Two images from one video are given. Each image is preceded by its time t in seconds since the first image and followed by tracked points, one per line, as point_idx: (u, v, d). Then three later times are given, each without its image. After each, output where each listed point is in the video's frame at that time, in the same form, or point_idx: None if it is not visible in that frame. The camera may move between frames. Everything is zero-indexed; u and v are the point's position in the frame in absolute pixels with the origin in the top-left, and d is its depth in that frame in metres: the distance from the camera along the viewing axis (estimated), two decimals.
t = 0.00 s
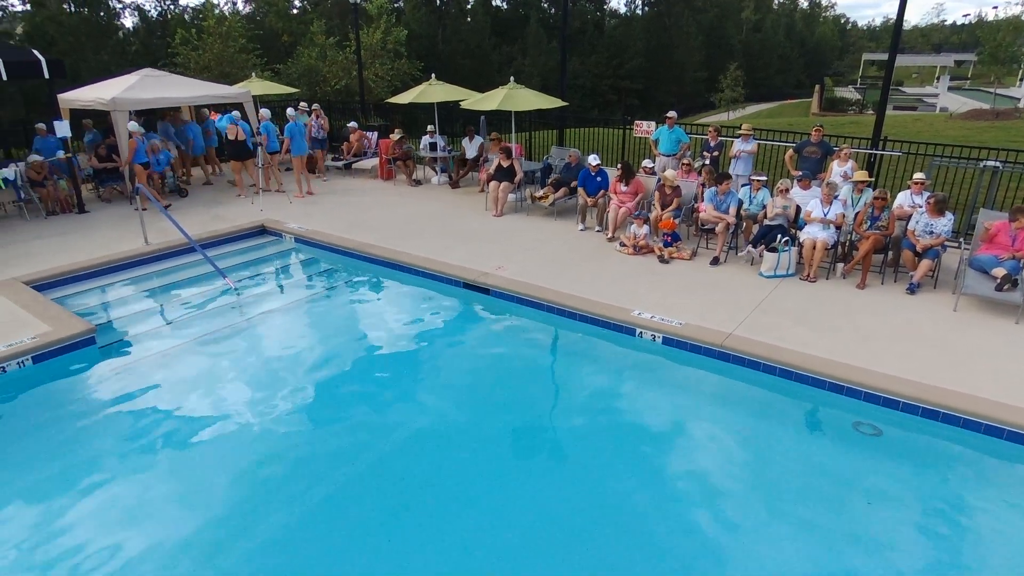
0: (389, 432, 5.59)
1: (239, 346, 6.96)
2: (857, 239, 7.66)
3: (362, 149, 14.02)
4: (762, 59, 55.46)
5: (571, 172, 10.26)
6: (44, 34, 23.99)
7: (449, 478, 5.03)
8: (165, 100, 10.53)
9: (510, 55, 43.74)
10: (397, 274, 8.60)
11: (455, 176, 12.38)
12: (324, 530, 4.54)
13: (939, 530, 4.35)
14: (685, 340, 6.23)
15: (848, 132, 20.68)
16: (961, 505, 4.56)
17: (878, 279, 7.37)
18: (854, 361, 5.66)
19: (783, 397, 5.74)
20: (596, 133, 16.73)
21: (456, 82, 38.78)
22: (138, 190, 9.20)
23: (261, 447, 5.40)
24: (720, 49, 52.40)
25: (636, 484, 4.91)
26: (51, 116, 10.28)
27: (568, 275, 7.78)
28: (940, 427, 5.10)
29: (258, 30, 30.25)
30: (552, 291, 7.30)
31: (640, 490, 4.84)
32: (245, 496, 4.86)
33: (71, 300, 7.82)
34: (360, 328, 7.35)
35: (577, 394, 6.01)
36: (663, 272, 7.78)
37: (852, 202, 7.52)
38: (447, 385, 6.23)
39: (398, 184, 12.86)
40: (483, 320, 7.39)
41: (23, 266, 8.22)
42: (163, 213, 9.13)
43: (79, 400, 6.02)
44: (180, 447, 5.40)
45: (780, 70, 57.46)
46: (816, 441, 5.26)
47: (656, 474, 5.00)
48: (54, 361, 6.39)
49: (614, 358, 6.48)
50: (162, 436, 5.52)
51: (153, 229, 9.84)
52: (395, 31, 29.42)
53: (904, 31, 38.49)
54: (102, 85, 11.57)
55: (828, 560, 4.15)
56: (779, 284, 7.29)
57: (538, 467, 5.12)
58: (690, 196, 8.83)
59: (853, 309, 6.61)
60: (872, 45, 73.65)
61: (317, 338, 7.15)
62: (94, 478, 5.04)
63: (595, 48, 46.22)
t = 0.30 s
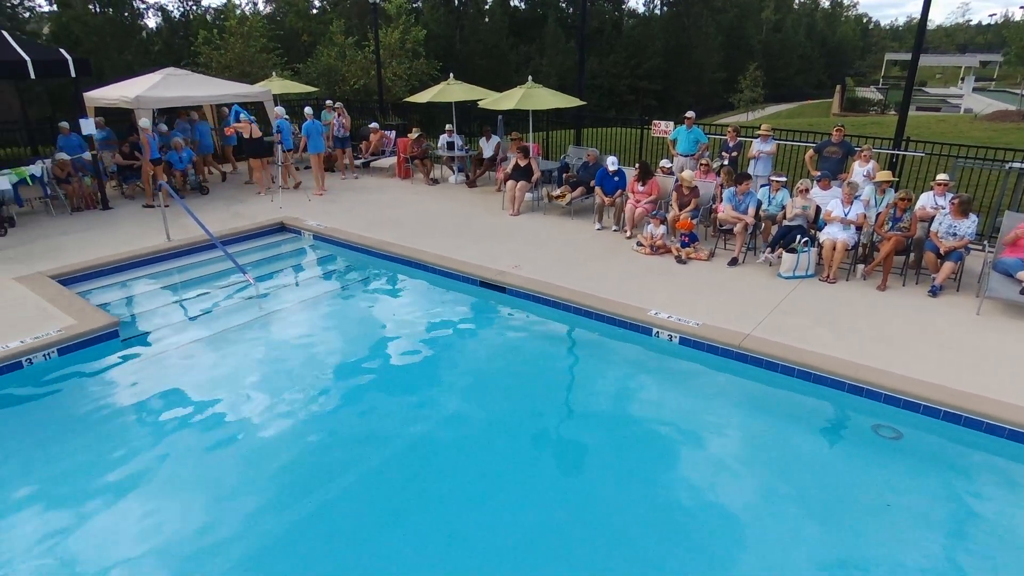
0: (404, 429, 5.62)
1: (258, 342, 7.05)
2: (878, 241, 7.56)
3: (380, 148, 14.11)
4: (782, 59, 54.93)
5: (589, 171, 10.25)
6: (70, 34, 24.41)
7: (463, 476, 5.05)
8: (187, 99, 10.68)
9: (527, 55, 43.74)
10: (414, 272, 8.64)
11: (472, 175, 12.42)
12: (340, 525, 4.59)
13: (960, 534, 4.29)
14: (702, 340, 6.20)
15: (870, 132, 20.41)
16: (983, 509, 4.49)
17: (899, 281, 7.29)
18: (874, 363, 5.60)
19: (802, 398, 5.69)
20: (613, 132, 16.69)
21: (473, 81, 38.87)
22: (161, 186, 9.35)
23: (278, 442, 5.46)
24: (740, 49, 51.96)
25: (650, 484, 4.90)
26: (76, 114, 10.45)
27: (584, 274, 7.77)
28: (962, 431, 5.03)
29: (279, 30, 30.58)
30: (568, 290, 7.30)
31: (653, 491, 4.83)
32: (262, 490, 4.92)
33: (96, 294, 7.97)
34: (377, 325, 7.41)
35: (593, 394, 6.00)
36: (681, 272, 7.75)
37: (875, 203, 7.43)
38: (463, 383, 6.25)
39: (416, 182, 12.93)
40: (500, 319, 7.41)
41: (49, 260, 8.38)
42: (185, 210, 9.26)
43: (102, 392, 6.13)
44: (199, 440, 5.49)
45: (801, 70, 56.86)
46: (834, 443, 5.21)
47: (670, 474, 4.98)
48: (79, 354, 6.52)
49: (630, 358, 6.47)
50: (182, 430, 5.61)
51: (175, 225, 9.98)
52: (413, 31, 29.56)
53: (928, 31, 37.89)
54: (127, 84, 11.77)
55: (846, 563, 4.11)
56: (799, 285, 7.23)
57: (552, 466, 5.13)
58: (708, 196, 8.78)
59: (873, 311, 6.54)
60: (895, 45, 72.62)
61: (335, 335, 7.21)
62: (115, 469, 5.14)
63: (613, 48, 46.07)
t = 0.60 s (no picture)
0: (418, 426, 5.66)
1: (274, 339, 7.12)
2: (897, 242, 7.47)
3: (396, 147, 14.18)
4: (801, 59, 54.38)
5: (604, 171, 10.24)
6: (92, 34, 24.72)
7: (476, 474, 5.08)
8: (206, 98, 10.81)
9: (542, 56, 43.72)
10: (429, 270, 8.68)
11: (487, 174, 12.44)
12: (354, 520, 4.63)
13: (978, 538, 4.25)
14: (717, 341, 6.18)
15: (890, 134, 20.18)
16: (1002, 513, 4.44)
17: (918, 283, 7.21)
18: (892, 365, 5.54)
19: (818, 400, 5.65)
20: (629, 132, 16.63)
21: (488, 81, 38.94)
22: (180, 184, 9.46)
23: (293, 438, 5.51)
24: (757, 49, 51.51)
25: (664, 485, 4.88)
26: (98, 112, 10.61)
27: (599, 274, 7.77)
28: (982, 435, 4.97)
29: (296, 31, 30.87)
30: (583, 290, 7.30)
31: (666, 491, 4.82)
32: (278, 485, 4.98)
33: (116, 289, 8.09)
34: (391, 323, 7.46)
35: (607, 394, 5.99)
36: (696, 272, 7.72)
37: (896, 203, 7.34)
38: (478, 382, 6.28)
39: (431, 181, 12.98)
40: (514, 317, 7.42)
41: (71, 256, 8.52)
42: (204, 207, 9.37)
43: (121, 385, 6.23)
44: (215, 435, 5.55)
45: (819, 70, 56.34)
46: (849, 445, 5.17)
47: (684, 475, 4.97)
48: (100, 347, 6.63)
49: (645, 358, 6.46)
50: (198, 424, 5.68)
51: (194, 222, 10.10)
52: (429, 31, 29.67)
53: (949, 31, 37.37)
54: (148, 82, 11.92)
55: (861, 565, 4.08)
56: (816, 286, 7.18)
57: (564, 465, 5.14)
58: (725, 197, 8.72)
59: (890, 313, 6.47)
60: (916, 45, 71.69)
61: (350, 333, 7.26)
62: (131, 462, 5.22)
63: (629, 49, 45.92)
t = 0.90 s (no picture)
0: (427, 426, 5.69)
1: (284, 337, 7.17)
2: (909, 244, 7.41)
3: (407, 146, 14.24)
4: (813, 60, 54.04)
5: (614, 171, 10.23)
6: (106, 34, 24.96)
7: (484, 473, 5.10)
8: (219, 98, 10.89)
9: (552, 56, 43.61)
10: (439, 270, 8.72)
11: (497, 175, 12.46)
12: (363, 518, 4.67)
13: (989, 542, 4.22)
14: (727, 342, 6.18)
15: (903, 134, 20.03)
16: (1014, 518, 4.41)
17: (930, 285, 7.16)
18: (904, 368, 5.52)
19: (827, 402, 5.64)
20: (639, 133, 16.61)
21: (499, 81, 38.97)
22: (193, 183, 9.56)
23: (303, 436, 5.56)
24: (769, 49, 51.23)
25: (671, 486, 4.89)
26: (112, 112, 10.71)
27: (608, 275, 7.77)
28: (994, 439, 4.94)
29: (308, 31, 31.08)
30: (592, 291, 7.31)
31: (674, 492, 4.83)
32: (288, 482, 5.02)
33: (130, 288, 8.18)
34: (401, 322, 7.50)
35: (615, 394, 6.01)
36: (706, 273, 7.71)
37: (908, 207, 7.28)
38: (487, 381, 6.31)
39: (441, 181, 13.02)
40: (523, 317, 7.45)
41: (86, 254, 8.62)
42: (216, 206, 9.46)
43: (133, 382, 6.30)
44: (226, 432, 5.62)
45: (831, 71, 55.98)
46: (859, 448, 5.15)
47: (692, 476, 4.97)
48: (114, 344, 6.71)
49: (654, 358, 6.46)
50: (209, 421, 5.75)
51: (206, 221, 10.20)
52: (440, 31, 29.75)
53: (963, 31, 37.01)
54: (162, 82, 12.03)
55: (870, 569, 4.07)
56: (826, 288, 7.15)
57: (572, 465, 5.16)
58: (735, 198, 8.70)
59: (902, 315, 6.44)
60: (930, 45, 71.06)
61: (360, 332, 7.31)
62: (142, 459, 5.28)
63: (639, 49, 45.85)
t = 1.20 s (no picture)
0: (434, 425, 5.73)
1: (293, 336, 7.23)
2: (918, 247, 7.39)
3: (416, 146, 14.28)
4: (823, 60, 53.78)
5: (622, 172, 10.23)
6: (118, 35, 25.17)
7: (491, 474, 5.12)
8: (229, 98, 10.97)
9: (561, 56, 43.58)
10: (447, 270, 8.75)
11: (505, 175, 12.48)
12: (369, 518, 4.70)
13: (997, 546, 4.21)
14: (734, 343, 6.18)
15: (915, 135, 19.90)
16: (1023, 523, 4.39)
17: (940, 288, 7.13)
18: (913, 371, 5.49)
19: (836, 405, 5.62)
20: (648, 133, 16.59)
21: (507, 81, 39.03)
22: (204, 183, 9.64)
23: (311, 435, 5.61)
24: (779, 49, 51.04)
25: (677, 487, 4.90)
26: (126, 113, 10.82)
27: (616, 275, 7.78)
28: (1003, 443, 4.92)
29: (317, 31, 31.25)
30: (600, 291, 7.32)
31: (681, 494, 4.83)
32: (296, 481, 5.07)
33: (141, 286, 8.26)
34: (409, 322, 7.52)
35: (621, 395, 6.02)
36: (714, 274, 7.70)
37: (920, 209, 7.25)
38: (494, 382, 6.33)
39: (449, 181, 13.06)
40: (530, 318, 7.47)
41: (99, 252, 8.72)
42: (227, 206, 9.53)
43: (143, 381, 6.35)
44: (236, 431, 5.66)
45: (841, 71, 55.68)
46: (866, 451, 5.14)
47: (701, 478, 4.97)
48: (127, 342, 6.78)
49: (661, 360, 6.47)
50: (219, 420, 5.79)
51: (216, 221, 10.28)
52: (449, 31, 29.82)
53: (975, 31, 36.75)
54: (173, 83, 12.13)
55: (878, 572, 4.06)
56: (835, 290, 7.12)
57: (578, 467, 5.17)
58: (744, 199, 8.67)
59: (911, 318, 6.41)
60: (942, 45, 70.49)
61: (368, 331, 7.36)
62: (152, 456, 5.34)
63: (648, 49, 45.79)
